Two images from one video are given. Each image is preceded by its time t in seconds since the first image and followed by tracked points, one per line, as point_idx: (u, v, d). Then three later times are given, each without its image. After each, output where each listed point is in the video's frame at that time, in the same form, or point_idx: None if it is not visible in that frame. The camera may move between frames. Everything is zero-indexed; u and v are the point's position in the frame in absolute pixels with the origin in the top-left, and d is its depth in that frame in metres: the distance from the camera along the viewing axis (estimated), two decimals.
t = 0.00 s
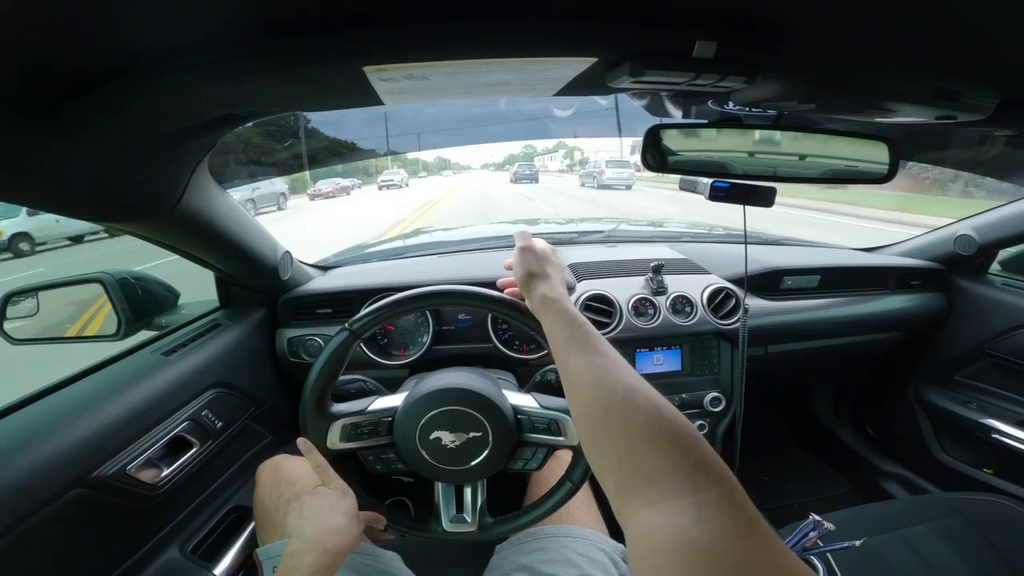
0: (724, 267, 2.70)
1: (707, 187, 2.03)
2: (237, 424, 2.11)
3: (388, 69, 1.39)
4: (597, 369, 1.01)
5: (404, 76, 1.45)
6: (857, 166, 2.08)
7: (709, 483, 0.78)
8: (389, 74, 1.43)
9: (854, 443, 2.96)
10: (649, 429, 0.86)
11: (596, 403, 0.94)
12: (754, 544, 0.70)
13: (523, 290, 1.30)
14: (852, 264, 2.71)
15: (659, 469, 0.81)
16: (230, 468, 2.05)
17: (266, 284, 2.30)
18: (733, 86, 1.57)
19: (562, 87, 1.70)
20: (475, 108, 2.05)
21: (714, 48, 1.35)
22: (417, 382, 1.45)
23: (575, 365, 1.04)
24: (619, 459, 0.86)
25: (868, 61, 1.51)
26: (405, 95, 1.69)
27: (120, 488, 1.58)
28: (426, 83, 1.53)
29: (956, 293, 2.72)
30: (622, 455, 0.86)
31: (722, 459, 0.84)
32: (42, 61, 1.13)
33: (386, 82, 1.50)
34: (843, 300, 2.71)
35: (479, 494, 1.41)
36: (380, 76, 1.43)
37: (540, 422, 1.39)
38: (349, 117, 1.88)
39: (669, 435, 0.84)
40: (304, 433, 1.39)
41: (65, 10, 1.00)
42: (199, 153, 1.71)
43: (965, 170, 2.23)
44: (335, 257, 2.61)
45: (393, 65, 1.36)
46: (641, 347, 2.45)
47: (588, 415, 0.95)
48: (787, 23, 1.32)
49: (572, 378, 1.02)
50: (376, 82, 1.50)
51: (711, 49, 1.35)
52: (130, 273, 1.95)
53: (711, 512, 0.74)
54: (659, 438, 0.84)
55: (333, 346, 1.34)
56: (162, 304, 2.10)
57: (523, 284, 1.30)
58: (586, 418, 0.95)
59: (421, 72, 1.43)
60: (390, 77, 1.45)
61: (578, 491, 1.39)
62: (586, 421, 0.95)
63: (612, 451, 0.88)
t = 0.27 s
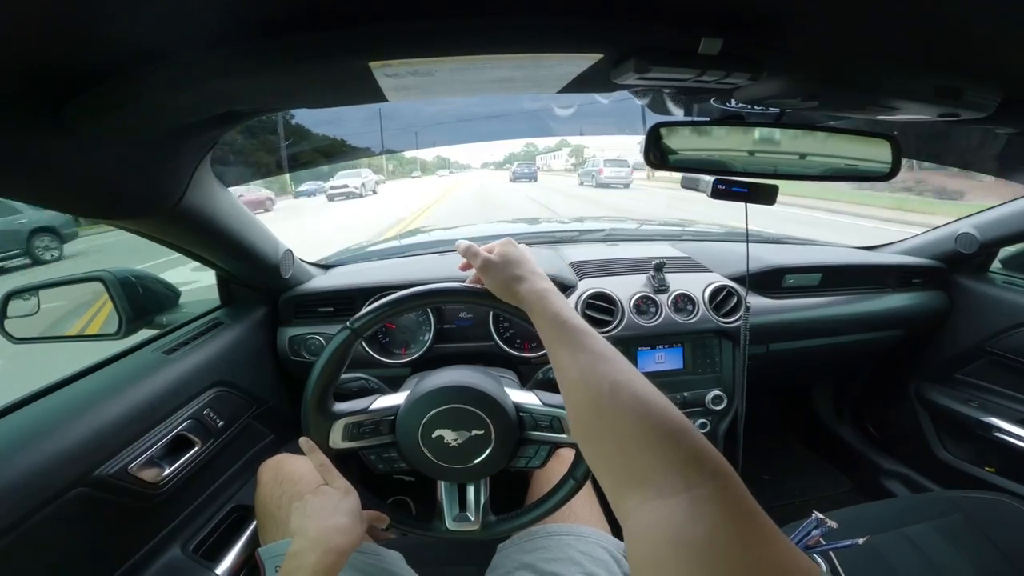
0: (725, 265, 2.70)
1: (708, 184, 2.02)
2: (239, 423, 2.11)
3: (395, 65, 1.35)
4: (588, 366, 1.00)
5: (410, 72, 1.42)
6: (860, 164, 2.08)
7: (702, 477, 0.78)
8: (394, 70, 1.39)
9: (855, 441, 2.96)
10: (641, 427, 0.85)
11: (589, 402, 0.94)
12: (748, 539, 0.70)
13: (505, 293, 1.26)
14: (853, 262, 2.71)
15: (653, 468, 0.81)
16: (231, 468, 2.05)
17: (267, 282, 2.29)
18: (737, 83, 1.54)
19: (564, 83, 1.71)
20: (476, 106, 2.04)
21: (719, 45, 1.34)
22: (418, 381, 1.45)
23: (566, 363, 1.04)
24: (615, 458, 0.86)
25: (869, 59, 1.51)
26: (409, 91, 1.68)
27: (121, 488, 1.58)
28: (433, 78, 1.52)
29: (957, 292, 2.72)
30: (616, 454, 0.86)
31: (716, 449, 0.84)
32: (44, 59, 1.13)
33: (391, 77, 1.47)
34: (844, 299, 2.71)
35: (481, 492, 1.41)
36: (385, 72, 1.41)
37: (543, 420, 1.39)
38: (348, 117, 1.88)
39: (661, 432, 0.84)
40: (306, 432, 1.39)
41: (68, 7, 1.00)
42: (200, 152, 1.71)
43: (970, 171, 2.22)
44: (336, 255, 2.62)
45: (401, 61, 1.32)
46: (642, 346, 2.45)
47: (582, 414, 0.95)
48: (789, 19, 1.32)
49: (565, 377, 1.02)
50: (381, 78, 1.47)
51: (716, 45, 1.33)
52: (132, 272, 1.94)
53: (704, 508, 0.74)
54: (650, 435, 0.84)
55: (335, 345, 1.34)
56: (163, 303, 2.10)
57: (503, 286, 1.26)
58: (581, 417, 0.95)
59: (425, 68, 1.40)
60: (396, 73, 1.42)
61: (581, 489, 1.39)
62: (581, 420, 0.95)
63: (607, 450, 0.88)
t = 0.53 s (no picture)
0: (723, 264, 2.70)
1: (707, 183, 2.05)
2: (237, 422, 2.11)
3: (390, 63, 1.32)
4: (587, 369, 1.00)
5: (406, 70, 1.39)
6: (858, 164, 2.09)
7: (705, 482, 0.78)
8: (390, 67, 1.36)
9: (854, 441, 2.96)
10: (641, 431, 0.85)
11: (589, 404, 0.94)
12: (752, 543, 0.70)
13: (508, 279, 1.24)
14: (852, 261, 2.71)
15: (655, 473, 0.80)
16: (230, 467, 2.05)
17: (264, 281, 2.29)
18: (735, 80, 1.53)
19: (561, 82, 1.71)
20: (473, 106, 2.04)
21: (715, 42, 1.32)
22: (416, 379, 1.45)
23: (565, 366, 1.03)
24: (616, 461, 0.86)
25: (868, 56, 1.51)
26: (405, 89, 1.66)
27: (119, 486, 1.58)
28: (428, 77, 1.50)
29: (956, 291, 2.72)
30: (618, 457, 0.85)
31: (717, 452, 0.84)
32: (40, 56, 1.13)
33: (387, 76, 1.44)
34: (843, 298, 2.71)
35: (479, 491, 1.41)
36: (381, 70, 1.38)
37: (541, 418, 1.40)
38: (340, 115, 1.86)
39: (662, 435, 0.84)
40: (304, 431, 1.39)
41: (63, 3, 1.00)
42: (196, 151, 1.71)
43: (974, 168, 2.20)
44: (335, 253, 2.61)
45: (399, 57, 1.29)
46: (641, 345, 2.45)
47: (581, 416, 0.95)
48: (788, 16, 1.32)
49: (564, 380, 1.01)
50: (376, 77, 1.45)
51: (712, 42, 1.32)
52: (130, 271, 1.94)
53: (708, 513, 0.74)
54: (651, 440, 0.83)
55: (332, 343, 1.34)
56: (161, 302, 2.10)
57: (507, 272, 1.24)
58: (580, 419, 0.95)
59: (421, 65, 1.38)
60: (391, 71, 1.39)
61: (579, 487, 1.39)
62: (580, 424, 0.95)
63: (608, 452, 0.88)
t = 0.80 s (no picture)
0: (723, 260, 2.69)
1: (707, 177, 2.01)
2: (232, 418, 2.10)
3: (382, 48, 1.37)
4: (593, 360, 0.99)
5: (398, 55, 1.44)
6: (857, 160, 2.08)
7: (711, 479, 0.77)
8: (381, 53, 1.41)
9: (854, 438, 2.96)
10: (648, 424, 0.84)
11: (594, 396, 0.93)
12: (758, 542, 0.69)
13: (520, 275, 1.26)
14: (852, 256, 2.71)
15: (659, 467, 0.80)
16: (224, 464, 2.04)
17: (259, 276, 2.28)
18: (736, 67, 1.56)
19: (559, 70, 1.72)
20: (473, 96, 2.04)
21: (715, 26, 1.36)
22: (412, 375, 1.44)
23: (571, 357, 1.02)
24: (619, 453, 0.85)
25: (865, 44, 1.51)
26: (398, 78, 1.69)
27: (110, 483, 1.58)
28: (423, 63, 1.53)
29: (956, 287, 2.72)
30: (622, 449, 0.85)
31: (723, 450, 0.83)
32: (28, 47, 1.12)
33: (380, 61, 1.48)
34: (843, 294, 2.70)
35: (476, 488, 1.40)
36: (373, 55, 1.43)
37: (538, 414, 1.39)
38: (335, 108, 1.90)
39: (668, 429, 0.83)
40: (299, 426, 1.38)
41: None
42: (188, 144, 1.70)
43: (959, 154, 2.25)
44: (331, 250, 2.59)
45: (388, 42, 1.34)
46: (640, 340, 2.45)
47: (585, 406, 0.94)
48: (782, 5, 1.31)
49: (568, 371, 1.00)
50: (370, 62, 1.49)
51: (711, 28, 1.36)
52: (124, 266, 1.93)
53: (712, 510, 0.73)
54: (658, 433, 0.82)
55: (328, 337, 1.34)
56: (155, 298, 2.09)
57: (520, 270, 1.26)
58: (583, 411, 0.94)
59: (413, 51, 1.42)
60: (383, 56, 1.44)
61: (577, 485, 1.39)
62: (584, 416, 0.94)
63: (610, 444, 0.87)
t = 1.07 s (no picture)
0: (724, 258, 2.69)
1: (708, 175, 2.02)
2: (231, 417, 2.10)
3: (381, 43, 1.37)
4: (591, 357, 0.98)
5: (396, 51, 1.43)
6: (858, 158, 2.08)
7: (710, 478, 0.76)
8: (380, 49, 1.41)
9: (855, 437, 2.96)
10: (646, 423, 0.84)
11: (592, 394, 0.92)
12: (758, 543, 0.69)
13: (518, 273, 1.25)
14: (853, 254, 2.70)
15: (658, 465, 0.79)
16: (224, 464, 2.04)
17: (259, 274, 2.28)
18: (739, 62, 1.55)
19: (560, 66, 1.72)
20: (473, 91, 2.02)
21: (718, 22, 1.36)
22: (412, 373, 1.44)
23: (570, 354, 1.02)
24: (617, 452, 0.85)
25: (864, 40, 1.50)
26: (398, 74, 1.69)
27: (109, 482, 1.58)
28: (422, 59, 1.52)
29: (958, 284, 2.71)
30: (620, 448, 0.84)
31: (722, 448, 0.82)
32: (25, 44, 1.12)
33: (380, 57, 1.49)
34: (845, 292, 2.70)
35: (476, 488, 1.40)
36: (371, 51, 1.42)
37: (539, 414, 1.38)
38: (336, 109, 1.94)
39: (668, 427, 0.82)
40: (298, 425, 1.37)
41: None
42: (185, 143, 1.69)
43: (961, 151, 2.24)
44: (331, 248, 2.58)
45: (388, 38, 1.34)
46: (641, 339, 2.45)
47: (583, 404, 0.93)
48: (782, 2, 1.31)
49: (567, 368, 1.00)
50: (368, 58, 1.49)
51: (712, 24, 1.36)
52: (122, 265, 1.93)
53: (712, 509, 0.73)
54: (656, 433, 0.82)
55: (328, 335, 1.34)
56: (155, 297, 2.09)
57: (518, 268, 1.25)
58: (581, 408, 0.93)
59: (413, 48, 1.42)
60: (382, 52, 1.44)
61: (578, 484, 1.38)
62: (583, 414, 0.93)
63: (608, 442, 0.86)
